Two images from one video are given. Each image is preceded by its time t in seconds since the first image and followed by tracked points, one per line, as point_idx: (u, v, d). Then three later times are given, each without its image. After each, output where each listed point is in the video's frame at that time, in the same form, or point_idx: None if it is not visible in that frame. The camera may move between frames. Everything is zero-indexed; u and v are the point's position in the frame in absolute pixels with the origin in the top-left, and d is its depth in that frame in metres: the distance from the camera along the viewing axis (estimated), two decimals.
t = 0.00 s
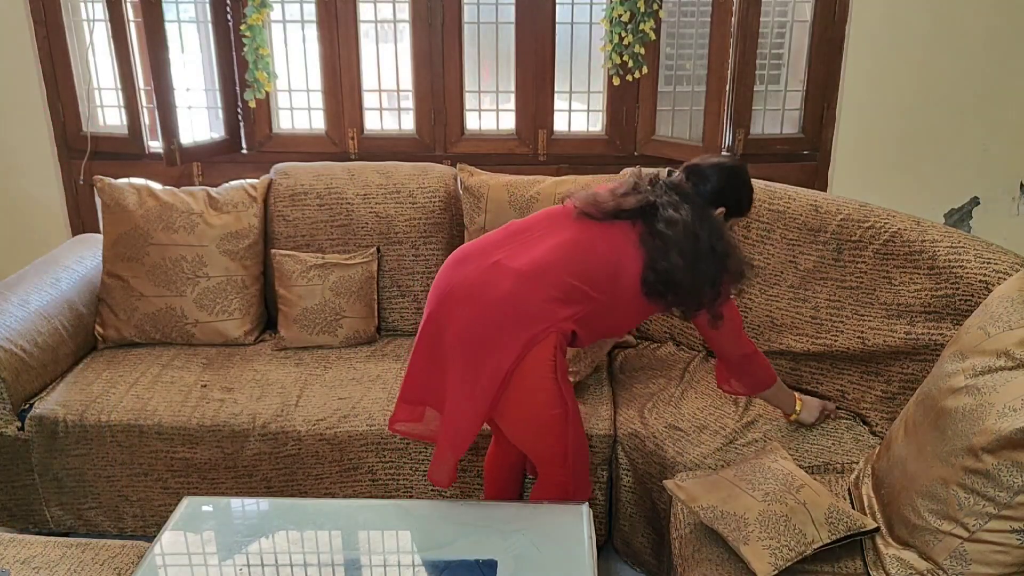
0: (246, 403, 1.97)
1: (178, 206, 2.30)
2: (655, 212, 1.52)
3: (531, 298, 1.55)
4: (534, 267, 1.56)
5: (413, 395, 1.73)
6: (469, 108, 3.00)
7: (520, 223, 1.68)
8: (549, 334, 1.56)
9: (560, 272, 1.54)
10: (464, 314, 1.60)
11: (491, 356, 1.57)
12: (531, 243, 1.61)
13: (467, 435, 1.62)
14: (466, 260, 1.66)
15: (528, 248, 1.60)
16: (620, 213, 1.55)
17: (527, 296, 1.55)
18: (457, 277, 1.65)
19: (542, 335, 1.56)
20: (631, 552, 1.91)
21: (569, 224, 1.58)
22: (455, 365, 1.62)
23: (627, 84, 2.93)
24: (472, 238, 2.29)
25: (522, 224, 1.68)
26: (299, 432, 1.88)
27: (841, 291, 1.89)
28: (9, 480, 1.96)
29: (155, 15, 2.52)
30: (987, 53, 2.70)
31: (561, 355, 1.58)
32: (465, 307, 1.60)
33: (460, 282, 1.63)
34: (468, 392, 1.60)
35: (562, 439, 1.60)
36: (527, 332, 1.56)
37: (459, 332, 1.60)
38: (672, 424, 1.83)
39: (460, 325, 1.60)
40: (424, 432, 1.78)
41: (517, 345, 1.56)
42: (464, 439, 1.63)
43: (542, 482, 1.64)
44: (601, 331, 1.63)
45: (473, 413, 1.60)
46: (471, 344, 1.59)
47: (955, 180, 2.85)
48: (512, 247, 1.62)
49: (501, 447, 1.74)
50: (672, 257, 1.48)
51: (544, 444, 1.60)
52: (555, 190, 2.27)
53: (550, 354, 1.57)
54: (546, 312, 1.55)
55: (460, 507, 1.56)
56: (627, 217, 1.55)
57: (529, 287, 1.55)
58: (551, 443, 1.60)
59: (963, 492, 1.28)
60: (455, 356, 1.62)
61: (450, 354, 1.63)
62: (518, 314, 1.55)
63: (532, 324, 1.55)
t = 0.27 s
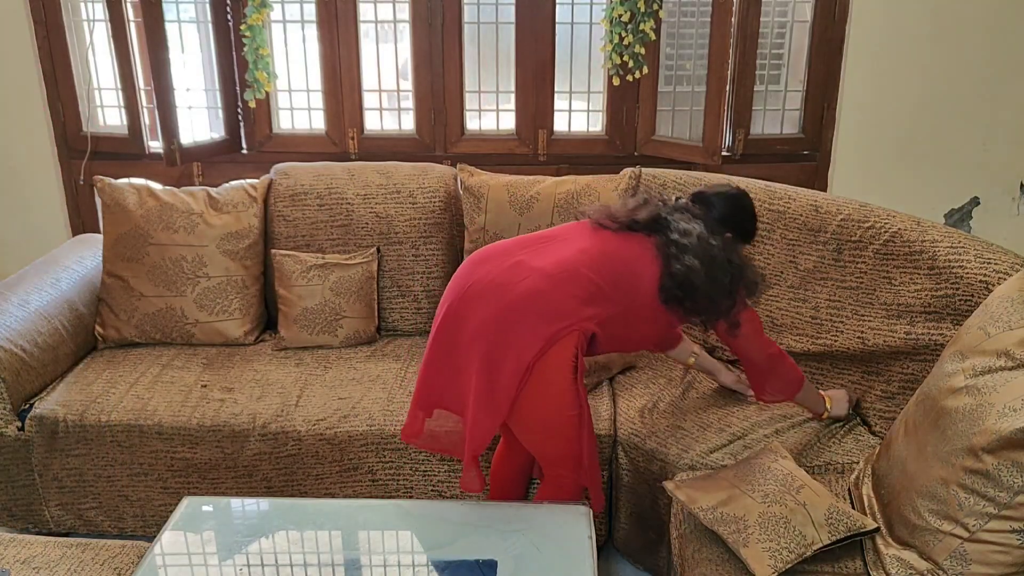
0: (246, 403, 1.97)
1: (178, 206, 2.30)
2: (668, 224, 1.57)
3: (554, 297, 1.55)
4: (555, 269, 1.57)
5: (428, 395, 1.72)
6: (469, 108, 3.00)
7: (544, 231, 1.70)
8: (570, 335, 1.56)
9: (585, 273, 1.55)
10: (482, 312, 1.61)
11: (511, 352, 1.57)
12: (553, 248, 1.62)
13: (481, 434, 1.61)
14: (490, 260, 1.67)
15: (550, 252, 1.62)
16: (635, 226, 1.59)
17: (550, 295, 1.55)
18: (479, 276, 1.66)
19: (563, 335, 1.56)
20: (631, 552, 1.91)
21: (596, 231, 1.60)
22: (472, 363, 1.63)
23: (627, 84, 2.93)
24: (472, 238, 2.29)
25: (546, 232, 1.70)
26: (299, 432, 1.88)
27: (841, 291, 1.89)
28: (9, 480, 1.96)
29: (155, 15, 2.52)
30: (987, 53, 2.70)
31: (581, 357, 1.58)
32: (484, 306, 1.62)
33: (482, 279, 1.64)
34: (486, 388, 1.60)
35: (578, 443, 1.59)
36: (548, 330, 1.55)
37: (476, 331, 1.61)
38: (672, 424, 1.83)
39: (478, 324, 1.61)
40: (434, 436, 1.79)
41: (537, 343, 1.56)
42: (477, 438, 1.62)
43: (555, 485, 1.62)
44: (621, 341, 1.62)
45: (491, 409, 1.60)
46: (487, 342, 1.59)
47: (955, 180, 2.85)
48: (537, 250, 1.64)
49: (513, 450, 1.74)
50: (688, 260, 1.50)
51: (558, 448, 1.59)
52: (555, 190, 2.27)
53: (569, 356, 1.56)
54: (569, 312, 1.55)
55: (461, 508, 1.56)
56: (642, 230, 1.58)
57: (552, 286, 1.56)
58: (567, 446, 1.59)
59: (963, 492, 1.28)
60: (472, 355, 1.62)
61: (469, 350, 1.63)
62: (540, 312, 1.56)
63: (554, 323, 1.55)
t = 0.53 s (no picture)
0: (246, 403, 1.97)
1: (178, 206, 2.30)
2: (692, 227, 1.57)
3: (567, 290, 1.55)
4: (572, 263, 1.57)
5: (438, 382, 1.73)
6: (469, 108, 3.00)
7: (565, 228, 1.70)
8: (579, 328, 1.55)
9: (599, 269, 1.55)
10: (495, 300, 1.61)
11: (518, 341, 1.56)
12: (571, 244, 1.63)
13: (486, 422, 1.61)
14: (509, 251, 1.67)
15: (567, 247, 1.62)
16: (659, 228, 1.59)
17: (563, 287, 1.55)
18: (495, 264, 1.66)
19: (571, 328, 1.55)
20: (631, 552, 1.91)
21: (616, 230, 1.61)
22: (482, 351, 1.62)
23: (627, 84, 2.93)
24: (472, 238, 2.29)
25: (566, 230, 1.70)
26: (300, 432, 1.88)
27: (841, 291, 1.89)
28: (9, 480, 1.96)
29: (155, 15, 2.52)
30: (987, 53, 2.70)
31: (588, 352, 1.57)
32: (496, 294, 1.61)
33: (499, 268, 1.65)
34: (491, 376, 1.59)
35: (580, 438, 1.59)
36: (557, 321, 1.55)
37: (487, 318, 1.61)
38: (673, 424, 1.83)
39: (489, 311, 1.61)
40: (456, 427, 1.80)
41: (545, 333, 1.55)
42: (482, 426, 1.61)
43: (557, 479, 1.63)
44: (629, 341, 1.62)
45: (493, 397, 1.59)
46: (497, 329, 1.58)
47: (955, 180, 2.85)
48: (555, 243, 1.64)
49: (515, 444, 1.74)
50: (711, 261, 1.50)
51: (563, 442, 1.58)
52: (555, 190, 2.27)
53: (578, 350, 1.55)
54: (580, 306, 1.55)
55: (461, 508, 1.56)
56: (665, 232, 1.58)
57: (566, 279, 1.56)
58: (568, 440, 1.59)
59: (963, 492, 1.28)
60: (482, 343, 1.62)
61: (478, 337, 1.63)
62: (552, 303, 1.55)
63: (564, 314, 1.55)
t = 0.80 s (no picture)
0: (246, 403, 1.97)
1: (178, 206, 2.30)
2: (707, 225, 1.58)
3: (582, 284, 1.56)
4: (586, 257, 1.58)
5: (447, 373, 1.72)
6: (469, 108, 3.00)
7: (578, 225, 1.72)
8: (592, 322, 1.56)
9: (614, 264, 1.57)
10: (508, 291, 1.61)
11: (534, 333, 1.56)
12: (585, 240, 1.64)
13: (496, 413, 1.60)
14: (523, 245, 1.68)
15: (582, 243, 1.63)
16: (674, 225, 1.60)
17: (581, 282, 1.56)
18: (511, 258, 1.67)
19: (584, 321, 1.56)
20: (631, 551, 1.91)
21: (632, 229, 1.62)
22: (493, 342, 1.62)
23: (627, 84, 2.93)
24: (472, 238, 2.30)
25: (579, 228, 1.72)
26: (300, 432, 1.88)
27: (841, 290, 1.89)
28: (9, 480, 1.96)
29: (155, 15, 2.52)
30: (988, 52, 2.71)
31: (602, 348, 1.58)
32: (510, 285, 1.62)
33: (514, 261, 1.65)
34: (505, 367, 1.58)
35: (589, 432, 1.59)
36: (574, 315, 1.55)
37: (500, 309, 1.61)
38: (673, 425, 1.83)
39: (502, 302, 1.61)
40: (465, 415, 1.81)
41: (561, 326, 1.55)
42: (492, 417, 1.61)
43: (563, 473, 1.62)
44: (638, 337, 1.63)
45: (507, 389, 1.58)
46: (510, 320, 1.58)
47: (955, 180, 2.87)
48: (569, 239, 1.65)
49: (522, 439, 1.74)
50: (725, 257, 1.50)
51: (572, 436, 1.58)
52: (555, 190, 2.27)
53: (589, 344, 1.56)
54: (597, 301, 1.56)
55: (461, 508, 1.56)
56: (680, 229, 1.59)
57: (583, 274, 1.57)
58: (577, 435, 1.59)
59: (963, 492, 1.28)
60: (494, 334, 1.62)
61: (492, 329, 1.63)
62: (566, 296, 1.56)
63: (581, 308, 1.56)
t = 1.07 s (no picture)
0: (246, 403, 1.97)
1: (178, 206, 2.30)
2: (695, 219, 1.56)
3: (571, 288, 1.56)
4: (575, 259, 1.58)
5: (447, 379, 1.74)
6: (469, 108, 3.00)
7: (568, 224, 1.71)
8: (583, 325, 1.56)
9: (602, 266, 1.56)
10: (500, 298, 1.62)
11: (527, 338, 1.57)
12: (574, 240, 1.63)
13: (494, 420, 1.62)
14: (512, 249, 1.68)
15: (570, 244, 1.63)
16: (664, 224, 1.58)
17: (566, 285, 1.56)
18: (498, 263, 1.68)
19: (576, 325, 1.56)
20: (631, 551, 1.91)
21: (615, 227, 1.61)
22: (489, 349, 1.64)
23: (627, 84, 2.93)
24: (472, 238, 2.30)
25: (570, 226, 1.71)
26: (300, 432, 1.88)
27: (841, 291, 1.89)
28: (9, 480, 1.96)
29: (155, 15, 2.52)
30: (988, 52, 2.72)
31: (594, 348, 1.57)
32: (502, 292, 1.63)
33: (501, 267, 1.66)
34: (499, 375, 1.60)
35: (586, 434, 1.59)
36: (561, 319, 1.55)
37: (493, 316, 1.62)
38: (673, 424, 1.83)
39: (494, 309, 1.62)
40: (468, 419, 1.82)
41: (549, 331, 1.56)
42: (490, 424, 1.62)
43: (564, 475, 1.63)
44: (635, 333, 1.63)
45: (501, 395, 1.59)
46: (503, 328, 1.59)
47: (955, 180, 2.87)
48: (558, 241, 1.65)
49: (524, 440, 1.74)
50: (723, 256, 1.48)
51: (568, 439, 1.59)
52: (555, 190, 2.27)
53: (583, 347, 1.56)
54: (583, 303, 1.55)
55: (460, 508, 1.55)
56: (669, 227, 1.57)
57: (568, 277, 1.57)
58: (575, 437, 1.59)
59: (964, 492, 1.28)
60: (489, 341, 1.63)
61: (484, 336, 1.64)
62: (556, 300, 1.56)
63: (572, 311, 1.55)
